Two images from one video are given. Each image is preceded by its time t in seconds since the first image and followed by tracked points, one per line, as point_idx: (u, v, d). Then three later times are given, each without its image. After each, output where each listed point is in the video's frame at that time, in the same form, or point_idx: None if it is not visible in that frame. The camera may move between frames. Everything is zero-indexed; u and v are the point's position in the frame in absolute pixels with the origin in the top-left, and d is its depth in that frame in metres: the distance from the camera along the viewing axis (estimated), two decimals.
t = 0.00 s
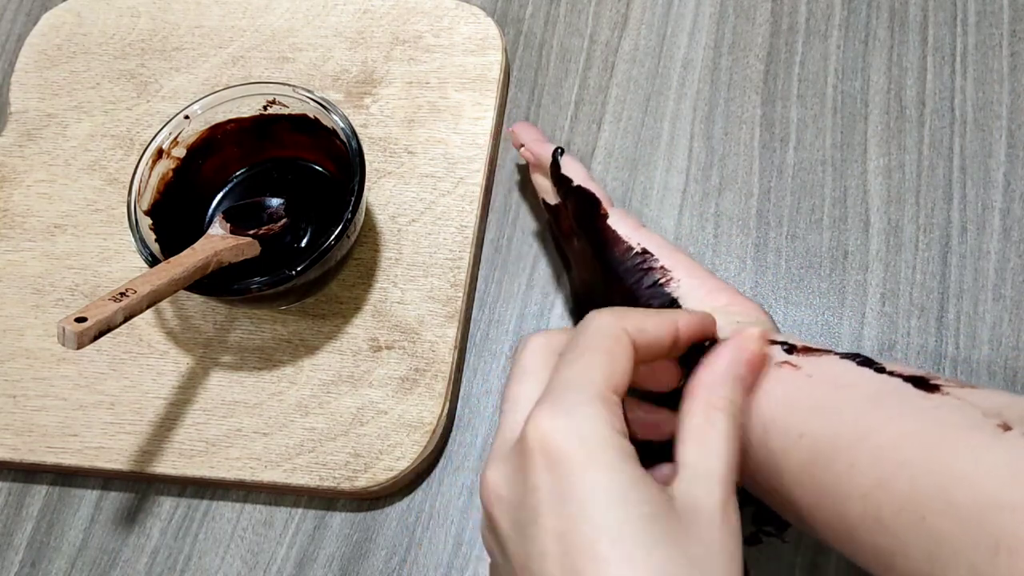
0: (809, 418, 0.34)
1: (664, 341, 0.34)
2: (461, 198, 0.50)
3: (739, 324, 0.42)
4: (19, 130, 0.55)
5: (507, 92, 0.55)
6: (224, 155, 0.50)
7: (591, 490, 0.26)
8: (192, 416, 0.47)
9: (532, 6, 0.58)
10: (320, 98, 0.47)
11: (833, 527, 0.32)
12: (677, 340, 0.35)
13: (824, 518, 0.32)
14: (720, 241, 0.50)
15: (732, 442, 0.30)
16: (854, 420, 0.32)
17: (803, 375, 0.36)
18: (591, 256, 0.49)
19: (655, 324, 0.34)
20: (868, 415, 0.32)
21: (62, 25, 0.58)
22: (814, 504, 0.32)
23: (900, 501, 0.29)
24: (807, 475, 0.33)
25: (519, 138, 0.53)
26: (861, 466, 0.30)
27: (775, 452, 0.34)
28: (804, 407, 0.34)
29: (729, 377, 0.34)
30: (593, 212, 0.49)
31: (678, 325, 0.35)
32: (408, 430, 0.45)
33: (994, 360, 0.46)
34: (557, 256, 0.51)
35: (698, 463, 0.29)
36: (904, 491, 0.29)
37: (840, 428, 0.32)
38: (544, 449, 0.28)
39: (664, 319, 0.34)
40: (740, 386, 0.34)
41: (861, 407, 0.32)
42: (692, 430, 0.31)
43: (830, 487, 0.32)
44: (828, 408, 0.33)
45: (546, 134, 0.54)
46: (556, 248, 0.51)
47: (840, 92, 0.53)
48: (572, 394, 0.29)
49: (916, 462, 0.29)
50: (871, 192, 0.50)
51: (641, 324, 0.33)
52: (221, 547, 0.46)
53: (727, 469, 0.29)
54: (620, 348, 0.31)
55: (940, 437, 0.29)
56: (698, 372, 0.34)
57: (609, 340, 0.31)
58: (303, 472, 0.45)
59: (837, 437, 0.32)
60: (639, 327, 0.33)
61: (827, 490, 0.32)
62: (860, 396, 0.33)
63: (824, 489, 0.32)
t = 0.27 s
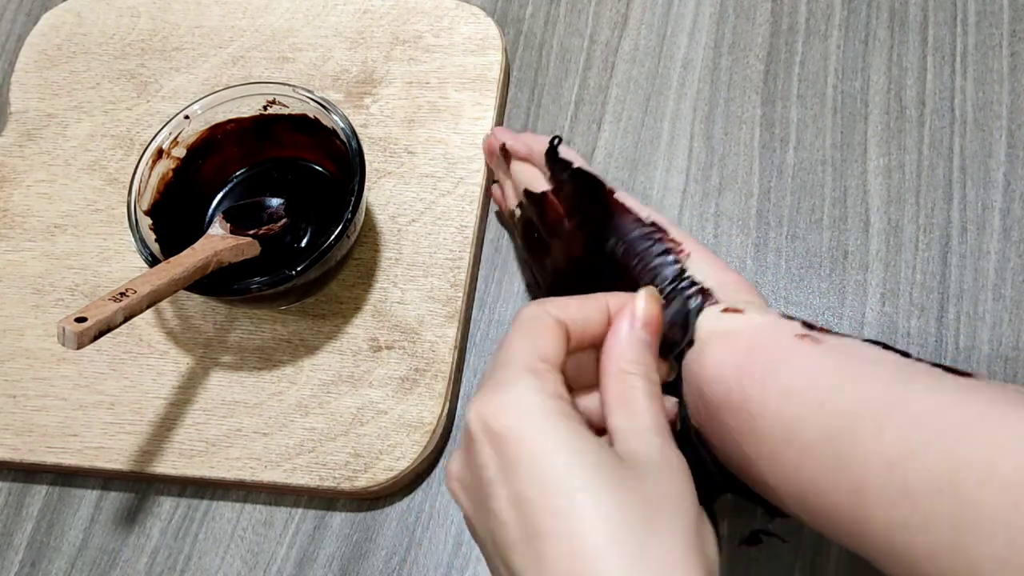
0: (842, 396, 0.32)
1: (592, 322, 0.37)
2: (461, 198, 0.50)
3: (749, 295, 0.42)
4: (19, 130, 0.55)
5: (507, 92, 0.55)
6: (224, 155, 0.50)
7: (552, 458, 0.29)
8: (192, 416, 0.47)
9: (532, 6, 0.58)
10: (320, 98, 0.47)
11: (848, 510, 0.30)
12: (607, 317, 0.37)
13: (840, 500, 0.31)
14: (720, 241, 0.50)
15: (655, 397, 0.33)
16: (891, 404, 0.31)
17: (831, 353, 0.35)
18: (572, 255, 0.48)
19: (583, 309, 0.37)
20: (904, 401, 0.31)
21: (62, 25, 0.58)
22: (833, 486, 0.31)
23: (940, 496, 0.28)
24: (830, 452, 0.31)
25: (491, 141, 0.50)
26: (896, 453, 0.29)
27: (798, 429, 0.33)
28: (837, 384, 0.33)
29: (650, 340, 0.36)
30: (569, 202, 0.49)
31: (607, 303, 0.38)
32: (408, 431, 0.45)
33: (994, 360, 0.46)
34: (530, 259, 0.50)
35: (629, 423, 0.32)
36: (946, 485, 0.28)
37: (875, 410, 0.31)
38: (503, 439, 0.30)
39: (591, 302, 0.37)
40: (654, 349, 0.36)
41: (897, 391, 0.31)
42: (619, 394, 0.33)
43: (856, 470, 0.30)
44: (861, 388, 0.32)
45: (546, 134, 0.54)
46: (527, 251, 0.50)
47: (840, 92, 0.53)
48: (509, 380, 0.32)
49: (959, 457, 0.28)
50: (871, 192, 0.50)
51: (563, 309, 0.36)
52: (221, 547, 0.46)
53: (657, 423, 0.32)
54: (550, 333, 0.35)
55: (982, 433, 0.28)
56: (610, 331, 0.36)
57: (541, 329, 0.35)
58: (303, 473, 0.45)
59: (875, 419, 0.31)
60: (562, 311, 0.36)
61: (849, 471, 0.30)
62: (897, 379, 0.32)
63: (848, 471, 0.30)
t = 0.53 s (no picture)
0: (915, 348, 0.31)
1: (486, 427, 0.34)
2: (461, 198, 0.50)
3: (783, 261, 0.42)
4: (19, 130, 0.55)
5: (507, 92, 0.55)
6: (224, 155, 0.50)
7: None
8: (192, 416, 0.47)
9: (532, 6, 0.58)
10: (320, 98, 0.47)
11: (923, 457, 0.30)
12: (502, 420, 0.35)
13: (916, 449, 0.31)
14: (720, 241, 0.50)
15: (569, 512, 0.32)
16: (969, 358, 0.30)
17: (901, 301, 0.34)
18: (663, 171, 0.45)
19: (469, 425, 0.34)
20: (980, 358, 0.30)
21: (62, 25, 0.58)
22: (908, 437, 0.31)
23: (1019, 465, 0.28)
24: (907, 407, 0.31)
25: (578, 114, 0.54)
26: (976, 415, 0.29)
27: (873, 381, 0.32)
28: (905, 335, 0.32)
29: (557, 448, 0.33)
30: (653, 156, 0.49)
31: (506, 405, 0.35)
32: (408, 431, 0.45)
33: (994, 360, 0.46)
34: (611, 156, 0.45)
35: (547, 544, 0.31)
36: None
37: (952, 364, 0.30)
38: None
39: (482, 412, 0.35)
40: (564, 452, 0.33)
41: (971, 345, 0.30)
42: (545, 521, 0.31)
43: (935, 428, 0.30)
44: (933, 341, 0.31)
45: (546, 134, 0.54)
46: (610, 152, 0.46)
47: (840, 92, 0.53)
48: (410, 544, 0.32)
49: None
50: (871, 192, 0.50)
51: (461, 430, 0.34)
52: (221, 547, 0.46)
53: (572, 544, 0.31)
54: (454, 473, 0.34)
55: None
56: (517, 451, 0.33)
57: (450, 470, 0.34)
58: (303, 473, 0.45)
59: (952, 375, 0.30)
60: (467, 435, 0.34)
61: (926, 426, 0.30)
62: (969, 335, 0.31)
63: (925, 425, 0.30)
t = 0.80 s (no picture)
0: (936, 331, 0.33)
1: (674, 427, 0.36)
2: (461, 198, 0.50)
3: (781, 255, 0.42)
4: (19, 130, 0.55)
5: (507, 92, 0.55)
6: (224, 155, 0.50)
7: None
8: (192, 416, 0.47)
9: (532, 6, 0.58)
10: (320, 98, 0.47)
11: (928, 431, 0.31)
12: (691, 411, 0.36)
13: (924, 421, 0.31)
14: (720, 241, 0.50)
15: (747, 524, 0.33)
16: (984, 345, 0.32)
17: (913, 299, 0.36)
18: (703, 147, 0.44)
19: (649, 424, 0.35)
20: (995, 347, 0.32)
21: (62, 25, 0.58)
22: (916, 412, 0.32)
23: None
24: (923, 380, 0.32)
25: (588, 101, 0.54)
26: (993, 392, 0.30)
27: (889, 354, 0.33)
28: (926, 320, 0.33)
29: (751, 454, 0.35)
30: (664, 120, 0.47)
31: (692, 397, 0.36)
32: (408, 430, 0.45)
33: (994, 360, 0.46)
34: (663, 116, 0.43)
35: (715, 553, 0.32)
36: None
37: (969, 349, 0.32)
38: None
39: (671, 403, 0.36)
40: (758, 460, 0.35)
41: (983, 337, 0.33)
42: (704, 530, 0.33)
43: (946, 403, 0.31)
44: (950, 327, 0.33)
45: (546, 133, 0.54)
46: (657, 112, 0.43)
47: (840, 92, 0.53)
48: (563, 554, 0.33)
49: None
50: (871, 192, 0.50)
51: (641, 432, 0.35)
52: (221, 547, 0.46)
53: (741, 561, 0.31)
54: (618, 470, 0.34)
55: None
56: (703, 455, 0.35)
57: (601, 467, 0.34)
58: (303, 473, 0.45)
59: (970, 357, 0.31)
60: (649, 436, 0.35)
61: (940, 399, 0.31)
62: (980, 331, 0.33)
63: (938, 398, 0.31)
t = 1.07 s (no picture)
0: (899, 353, 0.35)
1: (712, 409, 0.34)
2: (461, 198, 0.50)
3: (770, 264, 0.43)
4: (19, 130, 0.55)
5: (507, 92, 0.55)
6: (224, 155, 0.50)
7: None
8: (192, 416, 0.47)
9: (532, 6, 0.58)
10: (320, 98, 0.47)
11: (891, 450, 0.34)
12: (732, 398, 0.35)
13: (886, 440, 0.34)
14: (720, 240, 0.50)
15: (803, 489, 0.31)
16: (944, 365, 0.34)
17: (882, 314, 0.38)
18: (706, 149, 0.45)
19: (695, 399, 0.34)
20: (956, 364, 0.34)
21: (62, 25, 0.58)
22: (879, 432, 0.35)
23: (986, 459, 0.32)
24: (885, 401, 0.34)
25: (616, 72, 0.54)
26: (949, 414, 0.33)
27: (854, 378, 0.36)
28: (888, 341, 0.36)
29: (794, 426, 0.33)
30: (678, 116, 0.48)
31: (732, 391, 0.35)
32: (408, 430, 0.45)
33: (994, 360, 0.46)
34: (667, 120, 0.44)
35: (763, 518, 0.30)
36: (991, 453, 0.32)
37: (930, 370, 0.34)
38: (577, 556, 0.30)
39: (708, 390, 0.34)
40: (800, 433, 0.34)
41: (946, 354, 0.35)
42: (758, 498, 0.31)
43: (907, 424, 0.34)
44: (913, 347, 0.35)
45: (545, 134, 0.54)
46: (662, 117, 0.44)
47: (840, 92, 0.53)
48: (607, 503, 0.30)
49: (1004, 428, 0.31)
50: (871, 192, 0.50)
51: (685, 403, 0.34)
52: (221, 547, 0.46)
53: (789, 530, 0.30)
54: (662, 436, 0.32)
55: None
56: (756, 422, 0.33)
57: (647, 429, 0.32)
58: (303, 473, 0.45)
59: (931, 380, 0.34)
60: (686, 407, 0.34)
61: (900, 421, 0.34)
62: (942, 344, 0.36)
63: (900, 420, 0.34)
